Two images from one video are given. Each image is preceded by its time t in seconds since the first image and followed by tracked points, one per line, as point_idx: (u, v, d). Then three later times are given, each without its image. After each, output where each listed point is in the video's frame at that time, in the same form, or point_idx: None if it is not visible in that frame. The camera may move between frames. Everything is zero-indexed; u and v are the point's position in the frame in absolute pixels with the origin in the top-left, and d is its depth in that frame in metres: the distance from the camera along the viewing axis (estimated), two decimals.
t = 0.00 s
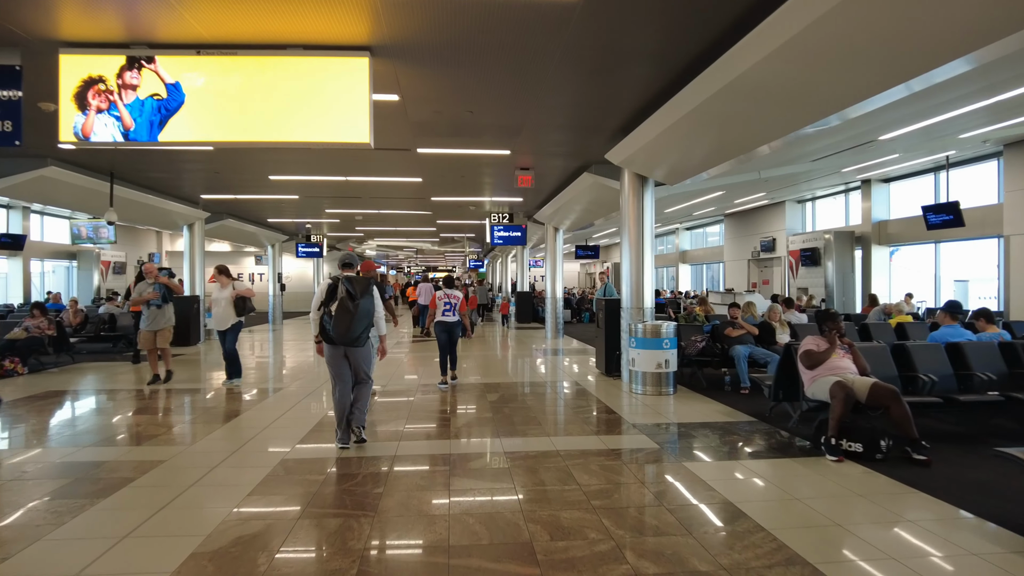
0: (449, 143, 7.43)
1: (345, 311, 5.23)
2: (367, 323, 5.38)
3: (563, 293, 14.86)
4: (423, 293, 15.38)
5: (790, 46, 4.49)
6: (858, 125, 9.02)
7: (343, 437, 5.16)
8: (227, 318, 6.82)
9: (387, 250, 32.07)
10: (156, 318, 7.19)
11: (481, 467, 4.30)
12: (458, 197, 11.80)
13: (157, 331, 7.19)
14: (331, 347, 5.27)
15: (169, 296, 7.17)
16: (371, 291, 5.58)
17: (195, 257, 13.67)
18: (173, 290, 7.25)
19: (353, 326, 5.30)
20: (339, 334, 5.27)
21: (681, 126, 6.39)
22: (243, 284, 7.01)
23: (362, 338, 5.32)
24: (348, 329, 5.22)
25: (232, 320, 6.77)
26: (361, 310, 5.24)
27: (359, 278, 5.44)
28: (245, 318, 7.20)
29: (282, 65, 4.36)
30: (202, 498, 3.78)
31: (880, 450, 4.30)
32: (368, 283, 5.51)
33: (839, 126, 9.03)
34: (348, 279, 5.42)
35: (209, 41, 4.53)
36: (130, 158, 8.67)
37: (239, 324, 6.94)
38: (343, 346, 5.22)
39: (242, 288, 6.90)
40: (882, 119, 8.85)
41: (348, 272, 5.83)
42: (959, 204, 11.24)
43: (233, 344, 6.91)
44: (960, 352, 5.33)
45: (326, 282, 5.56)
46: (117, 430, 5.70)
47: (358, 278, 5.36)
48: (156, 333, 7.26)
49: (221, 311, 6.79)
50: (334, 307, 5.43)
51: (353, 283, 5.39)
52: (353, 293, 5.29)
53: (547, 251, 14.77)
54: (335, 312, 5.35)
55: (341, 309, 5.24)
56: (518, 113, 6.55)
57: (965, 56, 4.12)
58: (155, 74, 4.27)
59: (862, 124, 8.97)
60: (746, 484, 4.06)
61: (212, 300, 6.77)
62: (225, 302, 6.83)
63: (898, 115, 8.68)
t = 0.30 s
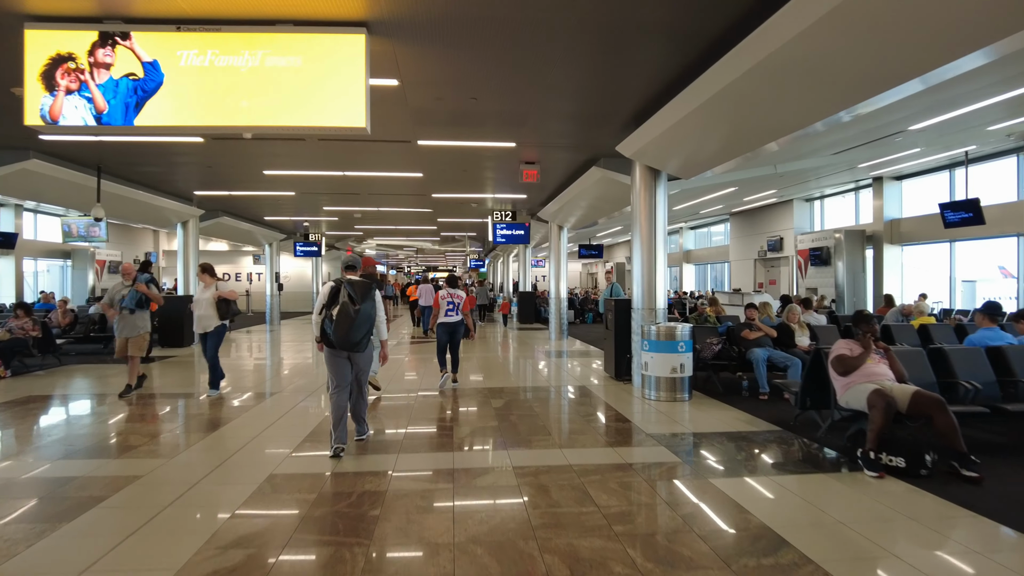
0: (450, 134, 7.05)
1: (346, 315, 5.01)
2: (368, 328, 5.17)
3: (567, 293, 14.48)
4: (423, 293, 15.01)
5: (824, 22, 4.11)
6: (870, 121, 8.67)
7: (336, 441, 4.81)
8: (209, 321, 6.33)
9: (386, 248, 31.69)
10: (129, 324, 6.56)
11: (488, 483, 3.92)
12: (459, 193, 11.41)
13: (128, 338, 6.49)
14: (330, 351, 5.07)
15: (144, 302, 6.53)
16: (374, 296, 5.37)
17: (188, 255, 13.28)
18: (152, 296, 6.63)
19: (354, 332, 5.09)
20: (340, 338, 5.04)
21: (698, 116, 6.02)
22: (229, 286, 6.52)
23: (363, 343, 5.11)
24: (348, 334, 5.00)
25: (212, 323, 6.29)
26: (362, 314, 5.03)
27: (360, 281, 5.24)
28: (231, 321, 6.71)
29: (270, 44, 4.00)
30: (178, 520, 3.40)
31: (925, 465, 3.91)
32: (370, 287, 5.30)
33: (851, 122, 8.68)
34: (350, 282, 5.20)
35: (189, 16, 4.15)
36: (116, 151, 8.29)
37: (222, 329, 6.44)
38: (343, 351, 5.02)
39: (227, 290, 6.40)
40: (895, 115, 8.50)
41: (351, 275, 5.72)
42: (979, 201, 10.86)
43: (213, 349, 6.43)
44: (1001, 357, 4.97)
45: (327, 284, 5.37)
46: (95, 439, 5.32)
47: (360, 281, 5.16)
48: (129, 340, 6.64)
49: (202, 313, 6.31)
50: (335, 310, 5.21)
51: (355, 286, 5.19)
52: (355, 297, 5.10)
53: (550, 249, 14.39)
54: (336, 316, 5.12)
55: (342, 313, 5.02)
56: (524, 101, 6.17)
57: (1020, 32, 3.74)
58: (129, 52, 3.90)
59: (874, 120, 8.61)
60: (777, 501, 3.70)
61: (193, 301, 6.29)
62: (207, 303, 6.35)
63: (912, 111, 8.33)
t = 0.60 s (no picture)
0: (449, 125, 6.71)
1: (349, 309, 5.37)
2: (369, 323, 5.53)
3: (569, 293, 14.13)
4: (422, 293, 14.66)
5: None
6: (880, 117, 8.36)
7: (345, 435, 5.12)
8: (183, 323, 5.88)
9: (385, 247, 31.33)
10: (96, 322, 5.97)
11: (490, 501, 3.58)
12: (458, 189, 11.08)
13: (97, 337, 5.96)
14: (331, 342, 5.39)
15: (114, 296, 5.96)
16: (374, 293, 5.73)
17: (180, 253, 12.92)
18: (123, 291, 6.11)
19: (355, 326, 5.43)
20: (342, 332, 5.39)
21: (714, 105, 5.65)
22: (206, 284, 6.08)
23: (364, 337, 5.45)
24: (351, 327, 5.35)
25: (187, 325, 5.84)
26: (364, 309, 5.37)
27: (360, 278, 5.65)
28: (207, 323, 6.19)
29: (251, 17, 3.61)
30: (144, 544, 3.05)
31: (971, 481, 3.58)
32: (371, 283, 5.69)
33: (860, 117, 8.37)
34: (352, 279, 5.60)
35: None
36: (100, 144, 7.93)
37: (198, 330, 5.99)
38: (345, 345, 5.36)
39: (203, 289, 5.96)
40: (907, 110, 8.19)
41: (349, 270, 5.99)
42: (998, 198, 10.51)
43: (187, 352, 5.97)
44: None
45: (327, 279, 5.69)
46: (67, 446, 4.97)
47: (361, 277, 5.57)
48: (96, 341, 6.03)
49: (176, 314, 5.85)
50: (336, 305, 5.56)
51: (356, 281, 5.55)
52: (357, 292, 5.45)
53: (552, 248, 14.05)
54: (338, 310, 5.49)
55: (345, 307, 5.37)
56: (527, 90, 5.82)
57: None
58: (95, 26, 3.55)
59: (884, 116, 8.30)
60: (808, 521, 3.36)
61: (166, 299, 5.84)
62: (182, 303, 5.89)
63: (923, 107, 8.02)
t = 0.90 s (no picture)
0: (444, 112, 6.32)
1: (335, 312, 4.99)
2: (356, 325, 5.19)
3: (571, 292, 13.70)
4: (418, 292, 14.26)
5: None
6: (885, 108, 8.01)
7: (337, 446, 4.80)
8: (144, 328, 5.41)
9: (383, 246, 30.92)
10: (49, 326, 5.52)
11: (486, 525, 3.19)
12: (456, 184, 10.69)
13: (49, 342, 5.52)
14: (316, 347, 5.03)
15: (67, 297, 5.52)
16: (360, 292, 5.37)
17: (168, 252, 12.52)
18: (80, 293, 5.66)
19: (342, 328, 5.08)
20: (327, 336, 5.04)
21: (728, 88, 5.26)
22: (169, 286, 5.66)
23: (351, 341, 5.11)
24: (337, 332, 4.99)
25: (150, 329, 5.40)
26: (351, 312, 5.02)
27: (346, 278, 5.24)
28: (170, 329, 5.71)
29: None
30: None
31: None
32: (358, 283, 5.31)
33: (868, 108, 8.01)
34: (338, 280, 5.20)
35: None
36: (77, 135, 7.54)
37: (160, 335, 5.55)
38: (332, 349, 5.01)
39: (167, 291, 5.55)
40: (915, 102, 7.83)
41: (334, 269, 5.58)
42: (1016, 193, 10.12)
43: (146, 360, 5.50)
44: None
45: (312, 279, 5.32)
46: (27, 456, 4.57)
47: (347, 279, 5.16)
48: (49, 347, 5.57)
49: (136, 317, 5.40)
50: (321, 307, 5.18)
51: (341, 281, 5.18)
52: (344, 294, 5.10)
53: (552, 246, 13.67)
54: (323, 313, 5.11)
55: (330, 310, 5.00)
56: (526, 73, 5.43)
57: None
58: None
59: (891, 107, 7.95)
60: (845, 548, 2.97)
61: (127, 302, 5.40)
62: (143, 305, 5.46)
63: (930, 99, 7.67)
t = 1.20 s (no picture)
0: (441, 104, 5.99)
1: (319, 311, 4.84)
2: (342, 324, 5.02)
3: (574, 293, 13.18)
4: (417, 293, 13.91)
5: None
6: (896, 104, 7.65)
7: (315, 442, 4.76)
8: (107, 332, 5.03)
9: (382, 246, 30.57)
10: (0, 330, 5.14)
11: (488, 556, 2.86)
12: (455, 182, 10.35)
13: None
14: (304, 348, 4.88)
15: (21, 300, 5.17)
16: (348, 290, 5.21)
17: (159, 252, 12.19)
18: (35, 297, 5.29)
19: (328, 328, 4.91)
20: (314, 336, 4.88)
21: (745, 76, 4.91)
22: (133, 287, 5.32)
23: (338, 339, 4.95)
24: (322, 332, 4.84)
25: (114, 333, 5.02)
26: (336, 309, 4.86)
27: (334, 277, 5.09)
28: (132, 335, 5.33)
29: None
30: None
31: None
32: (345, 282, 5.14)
33: (879, 105, 7.66)
34: (324, 278, 5.05)
35: None
36: (57, 130, 7.20)
37: (122, 340, 5.16)
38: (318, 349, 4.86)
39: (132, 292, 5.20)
40: (928, 98, 7.46)
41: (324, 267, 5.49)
42: None
43: (109, 367, 5.09)
44: None
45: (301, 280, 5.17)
46: None
47: (333, 277, 5.00)
48: None
49: (97, 320, 5.00)
50: (308, 306, 5.03)
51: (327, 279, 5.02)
52: (329, 291, 4.94)
53: (554, 245, 13.33)
54: (309, 312, 4.96)
55: (314, 309, 4.86)
56: (528, 61, 5.10)
57: None
58: None
59: (902, 104, 7.59)
60: None
61: (91, 303, 5.00)
62: (107, 308, 5.08)
63: (943, 95, 7.30)
